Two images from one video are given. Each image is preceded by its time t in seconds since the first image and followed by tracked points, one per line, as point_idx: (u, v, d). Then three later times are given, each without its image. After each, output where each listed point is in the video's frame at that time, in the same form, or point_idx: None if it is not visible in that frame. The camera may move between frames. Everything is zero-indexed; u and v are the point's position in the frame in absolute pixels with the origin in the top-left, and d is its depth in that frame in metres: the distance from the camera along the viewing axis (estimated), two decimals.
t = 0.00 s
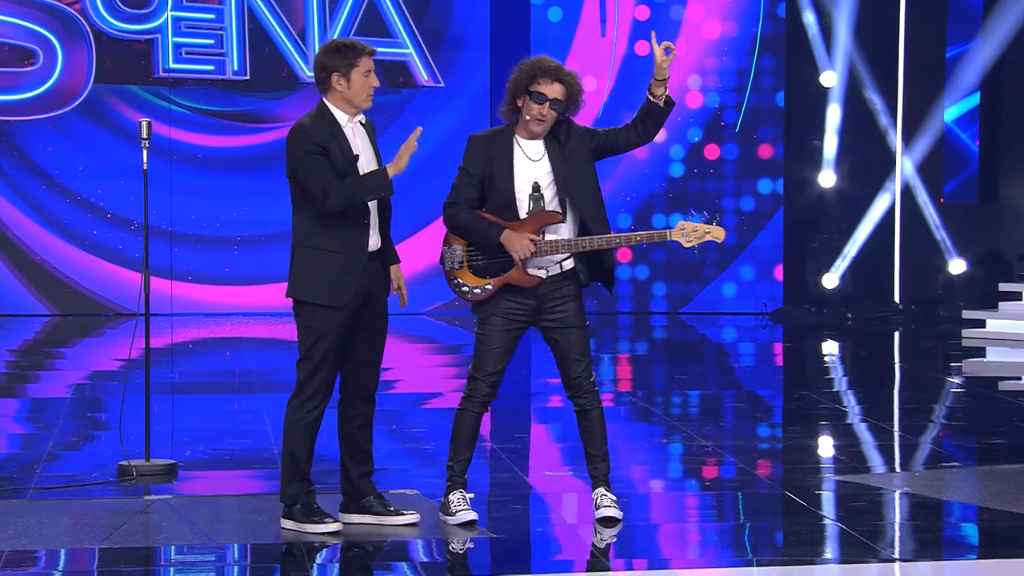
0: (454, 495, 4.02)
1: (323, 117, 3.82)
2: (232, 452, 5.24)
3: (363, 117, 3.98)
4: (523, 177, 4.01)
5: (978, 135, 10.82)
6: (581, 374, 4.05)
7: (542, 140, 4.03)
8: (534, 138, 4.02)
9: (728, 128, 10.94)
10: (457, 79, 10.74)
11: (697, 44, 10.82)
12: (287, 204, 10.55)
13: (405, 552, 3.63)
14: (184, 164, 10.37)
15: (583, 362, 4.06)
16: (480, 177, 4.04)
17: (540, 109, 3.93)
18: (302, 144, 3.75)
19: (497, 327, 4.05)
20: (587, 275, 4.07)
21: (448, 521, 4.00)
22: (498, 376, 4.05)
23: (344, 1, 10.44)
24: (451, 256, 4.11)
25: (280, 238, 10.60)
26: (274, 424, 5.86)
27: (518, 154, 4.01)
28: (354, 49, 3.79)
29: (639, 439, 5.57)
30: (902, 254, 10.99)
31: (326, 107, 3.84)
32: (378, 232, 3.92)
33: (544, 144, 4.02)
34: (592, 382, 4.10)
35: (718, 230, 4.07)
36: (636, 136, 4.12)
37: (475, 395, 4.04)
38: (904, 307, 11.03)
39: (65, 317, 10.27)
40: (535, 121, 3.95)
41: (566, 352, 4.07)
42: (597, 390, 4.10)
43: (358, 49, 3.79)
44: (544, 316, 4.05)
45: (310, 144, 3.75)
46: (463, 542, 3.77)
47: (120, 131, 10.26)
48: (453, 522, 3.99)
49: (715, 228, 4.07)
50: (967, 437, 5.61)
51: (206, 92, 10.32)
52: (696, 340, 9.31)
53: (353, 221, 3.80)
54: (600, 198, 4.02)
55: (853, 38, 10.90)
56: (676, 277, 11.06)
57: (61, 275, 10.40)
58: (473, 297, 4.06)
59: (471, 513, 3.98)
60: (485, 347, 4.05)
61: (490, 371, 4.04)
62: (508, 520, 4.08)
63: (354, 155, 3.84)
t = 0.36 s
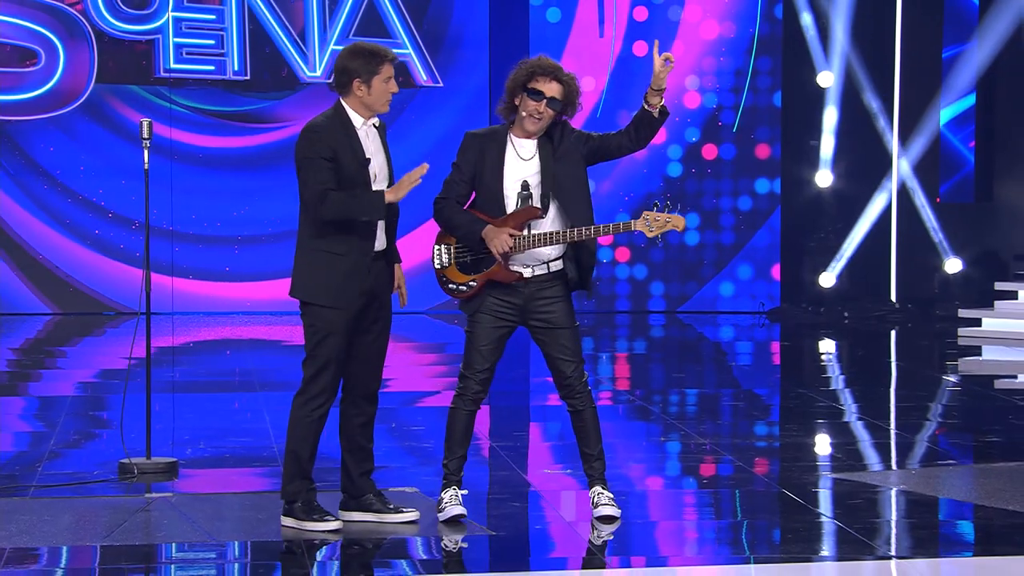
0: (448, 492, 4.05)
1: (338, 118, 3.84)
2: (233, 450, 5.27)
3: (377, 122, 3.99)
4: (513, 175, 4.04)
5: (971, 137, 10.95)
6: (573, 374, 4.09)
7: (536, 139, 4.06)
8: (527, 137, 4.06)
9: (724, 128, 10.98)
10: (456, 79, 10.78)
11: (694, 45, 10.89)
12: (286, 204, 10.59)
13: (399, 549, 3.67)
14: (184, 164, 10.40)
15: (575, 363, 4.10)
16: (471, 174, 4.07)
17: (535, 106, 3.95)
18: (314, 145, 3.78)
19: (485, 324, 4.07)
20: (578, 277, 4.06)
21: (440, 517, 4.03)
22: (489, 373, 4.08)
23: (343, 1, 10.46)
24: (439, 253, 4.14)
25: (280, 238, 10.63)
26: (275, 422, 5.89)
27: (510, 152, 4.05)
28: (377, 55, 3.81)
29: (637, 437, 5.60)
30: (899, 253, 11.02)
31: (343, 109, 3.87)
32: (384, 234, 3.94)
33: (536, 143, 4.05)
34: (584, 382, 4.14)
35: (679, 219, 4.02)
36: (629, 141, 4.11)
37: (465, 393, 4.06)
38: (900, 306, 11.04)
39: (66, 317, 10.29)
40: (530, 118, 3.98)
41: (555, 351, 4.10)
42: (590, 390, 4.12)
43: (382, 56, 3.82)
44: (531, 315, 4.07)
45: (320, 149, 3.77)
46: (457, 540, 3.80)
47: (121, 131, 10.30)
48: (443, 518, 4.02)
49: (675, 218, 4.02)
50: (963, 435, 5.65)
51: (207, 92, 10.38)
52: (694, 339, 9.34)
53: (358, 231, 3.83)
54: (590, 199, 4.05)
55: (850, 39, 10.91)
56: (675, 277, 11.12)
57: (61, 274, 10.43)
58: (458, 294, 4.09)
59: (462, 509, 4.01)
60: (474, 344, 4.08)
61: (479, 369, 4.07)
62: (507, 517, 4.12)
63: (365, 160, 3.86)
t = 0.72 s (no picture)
0: (447, 491, 4.05)
1: (349, 119, 3.84)
2: (232, 448, 5.27)
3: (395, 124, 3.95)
4: (518, 176, 4.04)
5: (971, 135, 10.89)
6: (574, 373, 4.09)
7: (540, 139, 4.06)
8: (531, 138, 4.05)
9: (724, 126, 10.98)
10: (455, 77, 10.78)
11: (694, 43, 10.89)
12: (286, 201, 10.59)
13: (400, 547, 3.67)
14: (184, 161, 10.39)
15: (575, 361, 4.09)
16: (475, 173, 4.06)
17: (541, 104, 3.96)
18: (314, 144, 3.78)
19: (486, 323, 4.06)
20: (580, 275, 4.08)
21: (438, 516, 4.03)
22: (490, 372, 4.07)
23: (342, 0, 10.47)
24: (439, 249, 4.14)
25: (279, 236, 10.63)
26: (274, 421, 5.89)
27: (515, 153, 4.04)
28: (396, 65, 3.78)
29: (636, 435, 5.60)
30: (898, 250, 11.00)
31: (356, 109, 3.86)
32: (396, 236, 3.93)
33: (540, 144, 4.05)
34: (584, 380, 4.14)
35: (707, 236, 4.09)
36: (633, 144, 4.12)
37: (467, 393, 4.05)
38: (900, 303, 11.03)
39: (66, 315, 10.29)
40: (535, 117, 3.98)
41: (556, 350, 4.10)
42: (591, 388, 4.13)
43: (401, 67, 3.78)
44: (532, 314, 4.07)
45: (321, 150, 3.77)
46: (457, 538, 3.80)
47: (121, 129, 10.29)
48: (442, 517, 4.02)
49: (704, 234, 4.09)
50: (962, 433, 5.64)
51: (206, 90, 10.38)
52: (693, 337, 9.34)
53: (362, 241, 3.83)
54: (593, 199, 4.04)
55: (849, 37, 10.92)
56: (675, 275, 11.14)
57: (60, 272, 10.43)
58: (459, 291, 4.09)
59: (460, 508, 4.01)
60: (476, 342, 4.06)
61: (481, 369, 4.05)
62: (506, 515, 4.12)
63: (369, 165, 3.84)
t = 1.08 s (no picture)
0: (448, 490, 4.05)
1: (361, 117, 3.85)
2: (232, 447, 5.27)
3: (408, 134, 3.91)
4: (524, 174, 4.03)
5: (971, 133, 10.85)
6: (574, 371, 4.10)
7: (540, 137, 4.07)
8: (532, 134, 4.06)
9: (723, 125, 11.00)
10: (455, 76, 10.78)
11: (693, 42, 10.92)
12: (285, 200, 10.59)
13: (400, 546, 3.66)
14: (184, 160, 10.39)
15: (576, 359, 4.10)
16: (481, 170, 4.02)
17: (548, 102, 3.97)
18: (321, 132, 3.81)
19: (490, 324, 4.05)
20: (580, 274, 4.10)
21: (439, 516, 4.03)
22: (492, 373, 4.06)
23: None
24: (445, 250, 4.11)
25: (279, 234, 10.63)
26: (274, 420, 5.89)
27: (520, 151, 4.03)
28: (414, 79, 3.71)
29: (635, 435, 5.59)
30: (897, 249, 10.98)
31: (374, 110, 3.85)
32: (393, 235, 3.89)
33: (542, 141, 4.05)
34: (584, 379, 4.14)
35: (729, 227, 4.17)
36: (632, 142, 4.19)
37: (470, 393, 4.04)
38: (900, 302, 11.01)
39: (65, 314, 10.29)
40: (539, 115, 3.99)
41: (558, 348, 4.10)
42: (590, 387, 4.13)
43: (419, 81, 3.71)
44: (536, 313, 4.08)
45: (324, 139, 3.80)
46: (458, 537, 3.80)
47: (121, 128, 10.30)
48: (443, 517, 4.02)
49: (724, 226, 4.17)
50: (962, 433, 5.64)
51: (206, 88, 10.36)
52: (693, 336, 9.33)
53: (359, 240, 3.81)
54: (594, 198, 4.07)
55: (849, 36, 10.91)
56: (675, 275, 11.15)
57: (59, 271, 10.42)
58: (468, 292, 4.05)
59: (460, 508, 4.02)
60: (480, 342, 4.05)
61: (484, 370, 4.04)
62: (507, 515, 4.12)
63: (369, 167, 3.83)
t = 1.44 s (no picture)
0: (449, 490, 4.05)
1: (367, 117, 3.83)
2: (232, 446, 5.27)
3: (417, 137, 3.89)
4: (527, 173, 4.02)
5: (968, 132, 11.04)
6: (573, 369, 4.11)
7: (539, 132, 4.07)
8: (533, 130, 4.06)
9: (724, 124, 11.00)
10: (455, 75, 10.78)
11: (693, 41, 10.91)
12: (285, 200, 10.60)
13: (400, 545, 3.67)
14: (184, 159, 10.38)
15: (575, 356, 4.11)
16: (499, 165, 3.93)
17: (543, 94, 3.95)
18: (333, 132, 3.77)
19: (492, 323, 4.03)
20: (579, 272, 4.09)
21: (440, 516, 4.03)
22: (492, 373, 4.05)
23: None
24: (445, 238, 4.05)
25: (280, 234, 10.63)
26: (274, 419, 5.90)
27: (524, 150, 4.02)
28: (423, 84, 3.69)
29: (636, 434, 5.60)
30: (898, 248, 10.98)
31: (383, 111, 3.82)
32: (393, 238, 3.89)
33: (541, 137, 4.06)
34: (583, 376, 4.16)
35: (733, 239, 4.14)
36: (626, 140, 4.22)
37: (471, 393, 4.03)
38: (900, 302, 11.01)
39: (65, 313, 10.29)
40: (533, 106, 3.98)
41: (557, 346, 4.11)
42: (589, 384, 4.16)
43: (429, 86, 3.70)
44: (536, 310, 4.07)
45: (335, 144, 3.76)
46: (459, 536, 3.80)
47: (122, 128, 10.30)
48: (443, 517, 4.02)
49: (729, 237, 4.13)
50: (963, 432, 5.64)
51: (207, 88, 10.36)
52: (693, 335, 9.33)
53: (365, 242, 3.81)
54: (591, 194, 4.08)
55: (849, 35, 10.90)
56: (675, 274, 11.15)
57: (59, 271, 10.42)
58: (468, 282, 4.02)
59: (461, 508, 4.02)
60: (481, 340, 4.03)
61: (485, 369, 4.03)
62: (507, 513, 4.11)
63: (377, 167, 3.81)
